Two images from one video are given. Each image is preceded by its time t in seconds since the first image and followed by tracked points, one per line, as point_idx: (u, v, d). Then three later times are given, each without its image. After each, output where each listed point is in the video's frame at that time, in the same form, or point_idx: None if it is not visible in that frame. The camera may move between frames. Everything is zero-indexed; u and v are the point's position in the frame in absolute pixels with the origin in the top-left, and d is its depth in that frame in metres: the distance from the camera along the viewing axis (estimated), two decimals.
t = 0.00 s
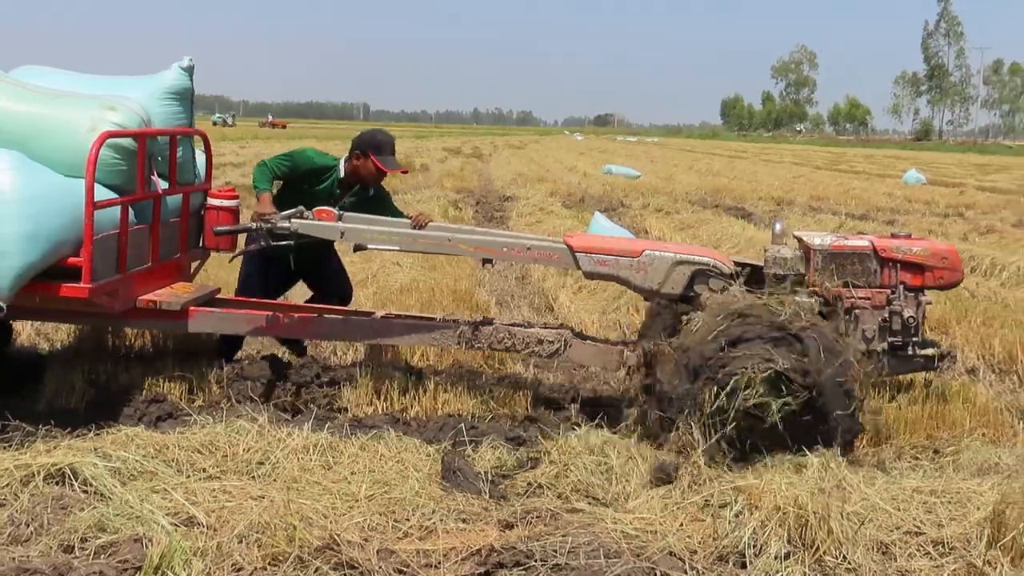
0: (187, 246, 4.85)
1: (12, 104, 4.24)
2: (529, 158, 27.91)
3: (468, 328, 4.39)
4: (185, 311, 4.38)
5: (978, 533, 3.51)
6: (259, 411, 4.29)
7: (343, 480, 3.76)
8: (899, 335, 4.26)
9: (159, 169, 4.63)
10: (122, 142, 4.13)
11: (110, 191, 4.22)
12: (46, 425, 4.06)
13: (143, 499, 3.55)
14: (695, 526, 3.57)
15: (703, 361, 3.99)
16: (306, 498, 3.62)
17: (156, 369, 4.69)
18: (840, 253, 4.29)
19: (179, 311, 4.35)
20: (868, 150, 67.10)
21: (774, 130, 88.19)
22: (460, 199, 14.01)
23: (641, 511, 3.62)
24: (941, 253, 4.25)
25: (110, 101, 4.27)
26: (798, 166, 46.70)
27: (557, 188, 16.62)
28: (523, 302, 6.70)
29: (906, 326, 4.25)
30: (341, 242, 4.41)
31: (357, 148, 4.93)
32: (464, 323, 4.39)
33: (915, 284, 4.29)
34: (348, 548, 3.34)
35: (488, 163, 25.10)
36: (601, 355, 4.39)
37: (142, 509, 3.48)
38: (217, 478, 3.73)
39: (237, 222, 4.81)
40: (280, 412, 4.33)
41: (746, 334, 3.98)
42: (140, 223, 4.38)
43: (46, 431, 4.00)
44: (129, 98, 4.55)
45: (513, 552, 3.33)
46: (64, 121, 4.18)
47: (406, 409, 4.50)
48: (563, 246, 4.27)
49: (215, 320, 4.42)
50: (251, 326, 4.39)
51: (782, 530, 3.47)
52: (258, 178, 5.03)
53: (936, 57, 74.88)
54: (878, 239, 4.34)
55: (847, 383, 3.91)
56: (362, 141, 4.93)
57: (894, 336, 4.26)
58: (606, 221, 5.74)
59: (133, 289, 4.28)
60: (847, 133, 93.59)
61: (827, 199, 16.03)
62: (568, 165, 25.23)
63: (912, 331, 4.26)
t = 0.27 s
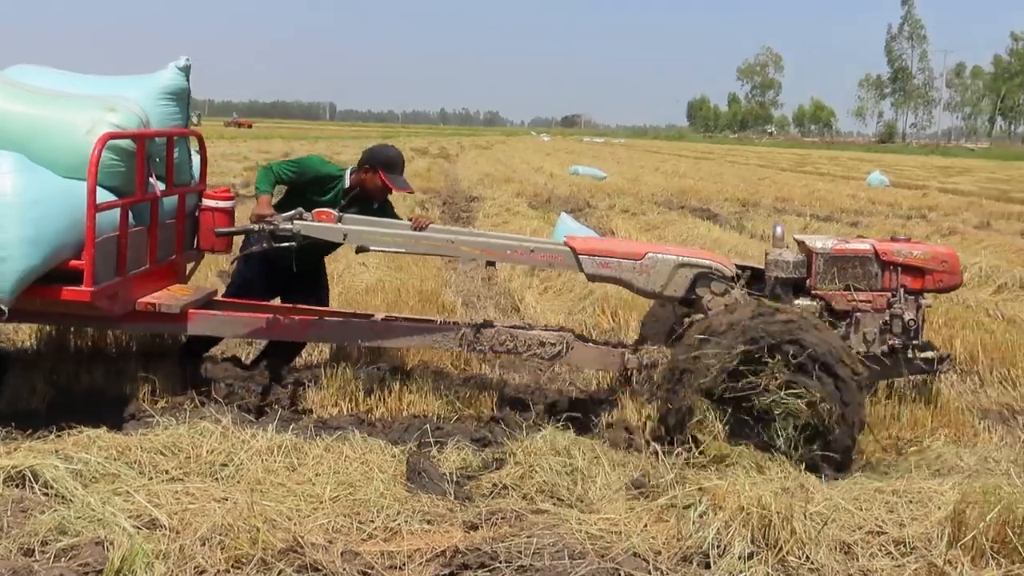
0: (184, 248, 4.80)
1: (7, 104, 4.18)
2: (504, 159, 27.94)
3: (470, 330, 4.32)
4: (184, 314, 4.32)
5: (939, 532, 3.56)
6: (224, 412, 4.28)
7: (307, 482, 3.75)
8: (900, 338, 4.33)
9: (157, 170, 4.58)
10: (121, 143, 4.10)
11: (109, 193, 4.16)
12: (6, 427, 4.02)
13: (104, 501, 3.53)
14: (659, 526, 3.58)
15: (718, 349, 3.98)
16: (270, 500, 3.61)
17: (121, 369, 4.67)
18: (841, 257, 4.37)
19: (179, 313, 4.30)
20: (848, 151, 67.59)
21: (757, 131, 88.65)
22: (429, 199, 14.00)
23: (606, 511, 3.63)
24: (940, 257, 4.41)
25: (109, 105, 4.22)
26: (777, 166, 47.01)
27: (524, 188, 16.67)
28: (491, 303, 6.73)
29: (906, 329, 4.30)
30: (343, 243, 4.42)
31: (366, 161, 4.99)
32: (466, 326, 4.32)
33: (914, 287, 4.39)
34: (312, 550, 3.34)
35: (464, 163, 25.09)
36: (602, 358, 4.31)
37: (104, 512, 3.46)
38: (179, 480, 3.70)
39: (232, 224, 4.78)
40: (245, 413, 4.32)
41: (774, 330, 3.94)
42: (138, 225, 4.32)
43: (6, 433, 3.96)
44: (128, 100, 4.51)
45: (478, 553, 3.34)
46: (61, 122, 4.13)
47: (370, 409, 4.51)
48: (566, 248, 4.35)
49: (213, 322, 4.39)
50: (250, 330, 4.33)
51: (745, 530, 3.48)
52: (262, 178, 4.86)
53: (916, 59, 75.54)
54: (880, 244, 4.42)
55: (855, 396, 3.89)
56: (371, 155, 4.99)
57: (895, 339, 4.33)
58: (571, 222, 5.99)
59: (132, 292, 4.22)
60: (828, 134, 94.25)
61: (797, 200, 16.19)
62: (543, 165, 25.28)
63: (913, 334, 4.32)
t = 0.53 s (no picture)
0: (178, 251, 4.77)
1: None
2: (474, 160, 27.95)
3: (469, 332, 4.35)
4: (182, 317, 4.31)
5: (895, 529, 3.61)
6: (182, 414, 4.25)
7: (266, 483, 3.73)
8: (897, 337, 4.48)
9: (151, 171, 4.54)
10: (119, 144, 4.08)
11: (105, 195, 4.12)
12: None
13: (59, 504, 3.49)
14: (619, 526, 3.59)
15: (730, 337, 4.02)
16: (227, 502, 3.59)
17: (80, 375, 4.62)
18: (840, 257, 4.47)
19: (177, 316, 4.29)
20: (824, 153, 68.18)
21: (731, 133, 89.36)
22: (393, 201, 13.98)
23: (565, 511, 3.64)
24: (937, 257, 4.52)
25: (103, 107, 4.15)
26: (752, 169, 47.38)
27: (487, 189, 16.69)
28: (455, 304, 6.75)
29: (904, 328, 4.46)
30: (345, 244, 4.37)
31: (360, 161, 4.94)
32: (466, 328, 4.35)
33: (911, 286, 4.51)
34: (271, 552, 3.32)
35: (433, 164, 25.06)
36: (601, 359, 4.37)
37: (59, 515, 3.42)
38: (136, 482, 3.67)
39: (224, 226, 4.79)
40: (202, 415, 4.29)
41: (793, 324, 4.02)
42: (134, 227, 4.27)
43: None
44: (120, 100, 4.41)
45: (438, 554, 3.33)
46: (56, 125, 4.08)
47: (332, 411, 4.50)
48: (567, 249, 4.37)
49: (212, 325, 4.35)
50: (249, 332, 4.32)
51: (705, 529, 3.51)
52: (252, 181, 4.93)
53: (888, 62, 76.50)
54: (878, 244, 4.53)
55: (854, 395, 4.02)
56: (366, 155, 4.93)
57: (892, 338, 4.48)
58: (534, 222, 6.04)
59: (129, 295, 4.17)
60: (803, 137, 95.14)
61: (760, 203, 16.37)
62: (513, 167, 25.34)
63: (910, 333, 4.48)
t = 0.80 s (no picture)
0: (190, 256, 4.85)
1: (21, 120, 4.24)
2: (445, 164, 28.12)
3: (476, 332, 4.55)
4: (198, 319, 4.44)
5: (843, 519, 3.81)
6: (157, 412, 4.38)
7: (241, 479, 3.86)
8: (884, 335, 4.71)
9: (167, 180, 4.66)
10: (136, 152, 4.18)
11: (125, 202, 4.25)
12: None
13: (39, 500, 3.61)
14: (581, 518, 3.75)
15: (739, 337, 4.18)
16: (203, 497, 3.72)
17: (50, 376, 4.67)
18: (830, 259, 4.67)
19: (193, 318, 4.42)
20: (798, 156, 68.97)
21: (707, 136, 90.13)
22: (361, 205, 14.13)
23: (530, 504, 3.80)
24: (923, 259, 4.70)
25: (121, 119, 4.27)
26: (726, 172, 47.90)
27: (454, 194, 16.88)
28: (425, 305, 6.92)
29: (890, 328, 4.68)
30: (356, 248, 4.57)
31: (362, 170, 5.13)
32: (472, 328, 4.55)
33: (897, 287, 4.71)
34: (245, 544, 3.45)
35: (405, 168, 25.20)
36: (601, 358, 4.64)
37: (38, 511, 3.54)
38: (114, 478, 3.80)
39: (236, 232, 4.80)
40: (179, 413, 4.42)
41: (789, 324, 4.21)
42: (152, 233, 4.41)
43: None
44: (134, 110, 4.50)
45: (407, 545, 3.48)
46: (79, 136, 4.21)
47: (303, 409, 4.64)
48: (570, 254, 4.58)
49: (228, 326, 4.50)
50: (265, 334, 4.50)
51: (663, 520, 3.68)
52: (261, 192, 5.15)
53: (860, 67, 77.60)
54: (868, 246, 4.72)
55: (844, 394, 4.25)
56: (369, 165, 5.13)
57: (879, 337, 4.71)
58: (498, 226, 6.20)
59: (147, 298, 4.30)
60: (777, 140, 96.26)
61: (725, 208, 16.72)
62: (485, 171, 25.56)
63: (896, 332, 4.71)
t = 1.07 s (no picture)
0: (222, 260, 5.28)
1: (71, 133, 4.63)
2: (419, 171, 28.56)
3: (488, 326, 4.95)
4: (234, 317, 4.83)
5: (786, 493, 4.19)
6: (162, 400, 4.76)
7: (240, 461, 4.23)
8: (856, 329, 5.09)
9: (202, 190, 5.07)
10: (180, 164, 4.62)
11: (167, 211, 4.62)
12: None
13: (53, 482, 3.95)
14: (550, 494, 4.14)
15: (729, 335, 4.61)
16: (205, 478, 4.08)
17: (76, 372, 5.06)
18: (808, 260, 5.12)
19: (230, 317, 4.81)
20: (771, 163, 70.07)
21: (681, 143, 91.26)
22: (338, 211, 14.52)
23: (503, 482, 4.19)
24: (891, 259, 5.18)
25: (167, 129, 4.76)
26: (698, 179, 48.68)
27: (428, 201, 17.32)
28: (404, 304, 7.32)
29: (862, 322, 5.09)
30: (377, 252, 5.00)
31: (388, 180, 5.56)
32: (486, 324, 4.97)
33: (868, 285, 5.17)
34: (244, 521, 3.81)
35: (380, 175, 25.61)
36: (602, 350, 5.11)
37: (53, 492, 3.88)
38: (123, 461, 4.15)
39: (265, 238, 5.35)
40: (182, 402, 4.79)
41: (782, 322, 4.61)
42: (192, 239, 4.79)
43: None
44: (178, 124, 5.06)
45: (392, 520, 3.85)
46: (127, 148, 4.63)
47: (297, 396, 5.04)
48: (574, 256, 5.06)
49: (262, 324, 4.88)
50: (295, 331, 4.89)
51: (624, 495, 4.06)
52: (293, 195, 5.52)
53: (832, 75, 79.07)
54: (842, 248, 5.18)
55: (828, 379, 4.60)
56: (392, 175, 5.56)
57: (853, 330, 5.09)
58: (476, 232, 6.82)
59: (188, 298, 4.68)
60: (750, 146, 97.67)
61: (689, 214, 17.31)
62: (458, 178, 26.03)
63: (867, 327, 5.09)
